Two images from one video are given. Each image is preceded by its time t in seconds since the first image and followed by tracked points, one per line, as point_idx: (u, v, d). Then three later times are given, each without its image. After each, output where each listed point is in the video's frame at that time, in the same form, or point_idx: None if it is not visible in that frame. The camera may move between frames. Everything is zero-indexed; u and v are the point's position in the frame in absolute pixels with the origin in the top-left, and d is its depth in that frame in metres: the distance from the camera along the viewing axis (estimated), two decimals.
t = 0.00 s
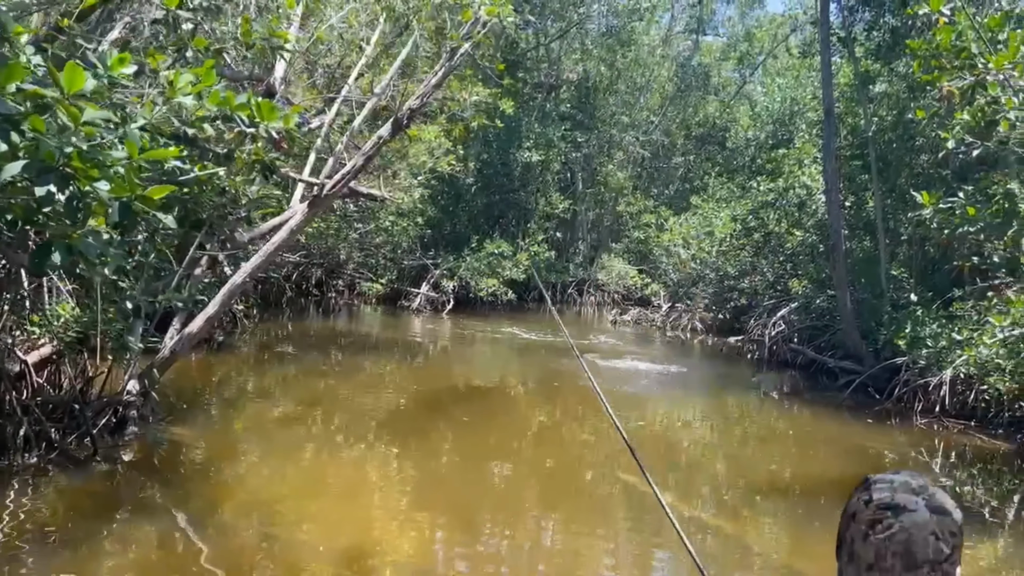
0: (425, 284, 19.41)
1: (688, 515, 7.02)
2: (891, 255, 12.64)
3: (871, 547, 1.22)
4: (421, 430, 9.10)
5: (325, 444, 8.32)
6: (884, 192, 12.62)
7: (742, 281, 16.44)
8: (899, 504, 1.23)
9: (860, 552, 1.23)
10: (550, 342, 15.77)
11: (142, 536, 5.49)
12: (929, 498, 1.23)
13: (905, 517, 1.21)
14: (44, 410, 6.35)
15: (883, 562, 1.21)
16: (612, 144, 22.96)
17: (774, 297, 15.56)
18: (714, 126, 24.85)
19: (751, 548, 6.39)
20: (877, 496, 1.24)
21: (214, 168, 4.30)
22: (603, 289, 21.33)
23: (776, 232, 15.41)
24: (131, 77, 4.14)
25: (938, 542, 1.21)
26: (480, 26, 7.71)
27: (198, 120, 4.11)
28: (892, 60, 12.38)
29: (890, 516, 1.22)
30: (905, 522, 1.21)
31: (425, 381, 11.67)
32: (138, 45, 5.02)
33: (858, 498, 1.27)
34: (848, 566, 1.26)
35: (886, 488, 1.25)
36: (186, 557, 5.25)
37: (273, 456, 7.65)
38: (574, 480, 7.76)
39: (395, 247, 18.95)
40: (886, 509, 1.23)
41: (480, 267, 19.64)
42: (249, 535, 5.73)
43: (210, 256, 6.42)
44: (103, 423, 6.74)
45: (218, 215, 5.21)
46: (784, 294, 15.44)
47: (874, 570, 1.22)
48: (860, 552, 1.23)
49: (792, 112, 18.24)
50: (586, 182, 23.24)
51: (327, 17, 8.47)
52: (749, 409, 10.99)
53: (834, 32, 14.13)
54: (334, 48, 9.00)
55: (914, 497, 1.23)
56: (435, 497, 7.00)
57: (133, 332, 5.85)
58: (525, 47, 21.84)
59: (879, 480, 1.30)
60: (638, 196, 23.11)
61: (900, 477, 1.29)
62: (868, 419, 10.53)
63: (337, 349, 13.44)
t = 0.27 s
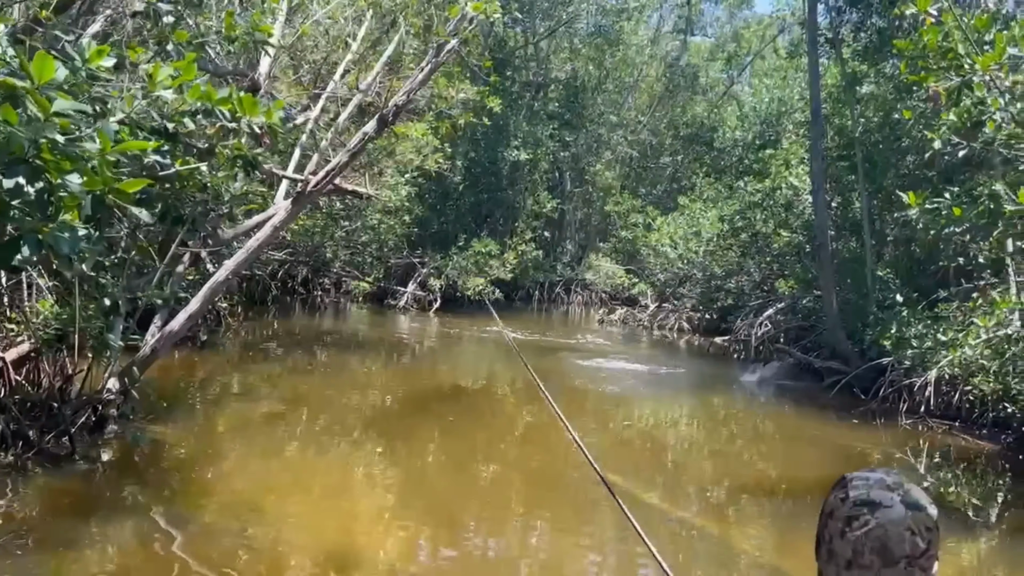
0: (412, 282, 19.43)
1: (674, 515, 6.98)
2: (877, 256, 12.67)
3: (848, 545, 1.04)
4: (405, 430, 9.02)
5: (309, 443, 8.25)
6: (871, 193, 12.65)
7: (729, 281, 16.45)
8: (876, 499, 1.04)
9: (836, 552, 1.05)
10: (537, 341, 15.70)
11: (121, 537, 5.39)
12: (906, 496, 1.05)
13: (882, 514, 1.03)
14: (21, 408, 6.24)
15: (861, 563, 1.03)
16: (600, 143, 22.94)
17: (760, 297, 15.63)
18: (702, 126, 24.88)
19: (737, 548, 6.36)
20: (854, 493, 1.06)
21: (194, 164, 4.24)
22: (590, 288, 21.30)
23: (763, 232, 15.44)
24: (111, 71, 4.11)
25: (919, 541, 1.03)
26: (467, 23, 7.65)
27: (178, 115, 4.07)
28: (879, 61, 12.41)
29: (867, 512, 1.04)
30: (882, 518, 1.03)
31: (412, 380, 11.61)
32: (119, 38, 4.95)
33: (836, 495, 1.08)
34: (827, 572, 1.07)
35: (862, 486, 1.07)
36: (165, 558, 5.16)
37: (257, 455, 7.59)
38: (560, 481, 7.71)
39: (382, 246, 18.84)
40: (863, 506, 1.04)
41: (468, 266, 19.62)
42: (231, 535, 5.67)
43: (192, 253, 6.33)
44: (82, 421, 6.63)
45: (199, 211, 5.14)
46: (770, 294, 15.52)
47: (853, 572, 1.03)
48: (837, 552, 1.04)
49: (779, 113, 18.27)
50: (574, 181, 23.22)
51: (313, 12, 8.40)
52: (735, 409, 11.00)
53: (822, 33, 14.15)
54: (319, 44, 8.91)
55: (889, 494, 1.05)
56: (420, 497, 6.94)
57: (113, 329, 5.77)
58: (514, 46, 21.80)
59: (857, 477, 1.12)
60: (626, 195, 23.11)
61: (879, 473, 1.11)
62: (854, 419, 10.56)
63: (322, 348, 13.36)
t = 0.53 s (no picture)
0: (400, 280, 19.40)
1: (661, 513, 6.97)
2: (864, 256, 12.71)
3: (827, 539, 0.97)
4: (392, 427, 8.97)
5: (295, 440, 8.19)
6: (859, 193, 12.67)
7: (717, 279, 16.46)
8: (856, 494, 0.97)
9: (815, 547, 0.98)
10: (526, 339, 15.66)
11: (103, 534, 5.33)
12: (886, 490, 0.97)
13: (860, 506, 0.95)
14: None
15: (838, 556, 0.95)
16: (589, 141, 22.92)
17: (748, 296, 15.67)
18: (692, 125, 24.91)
19: (723, 546, 6.35)
20: (832, 487, 0.99)
21: (177, 156, 4.21)
22: (579, 286, 21.26)
23: (751, 232, 15.46)
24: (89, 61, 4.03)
25: (897, 536, 0.95)
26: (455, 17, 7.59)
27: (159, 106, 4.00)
28: (868, 61, 12.44)
29: (846, 505, 0.96)
30: (861, 512, 0.95)
31: (399, 377, 11.56)
32: (100, 28, 4.87)
33: (815, 489, 1.01)
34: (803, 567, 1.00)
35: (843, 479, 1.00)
36: (147, 556, 5.10)
37: (241, 452, 7.52)
38: (548, 478, 7.68)
39: (370, 242, 18.75)
40: (841, 499, 0.97)
41: (456, 263, 19.57)
42: (214, 532, 5.61)
43: (175, 247, 6.26)
44: (62, 418, 6.52)
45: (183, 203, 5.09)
46: (758, 293, 15.56)
47: (830, 566, 0.96)
48: (815, 547, 0.97)
49: (768, 112, 18.29)
50: (563, 179, 23.19)
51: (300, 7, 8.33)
52: (723, 408, 10.98)
53: (811, 33, 14.17)
54: (306, 38, 8.84)
55: (870, 488, 0.98)
56: (408, 495, 6.89)
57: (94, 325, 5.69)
58: (504, 43, 21.74)
59: (837, 474, 1.05)
60: (615, 194, 23.11)
61: (861, 471, 1.04)
62: (840, 418, 10.57)
63: (309, 344, 13.28)
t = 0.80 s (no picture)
0: (390, 276, 19.36)
1: (650, 511, 6.94)
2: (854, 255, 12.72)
3: (823, 540, 0.99)
4: (381, 424, 8.91)
5: (282, 437, 8.12)
6: (850, 192, 12.67)
7: (707, 278, 16.47)
8: (852, 495, 0.99)
9: (810, 547, 1.00)
10: (516, 337, 15.61)
11: (85, 531, 5.26)
12: (883, 490, 1.00)
13: (857, 508, 0.97)
14: None
15: (836, 557, 0.98)
16: (581, 139, 22.89)
17: (738, 295, 15.68)
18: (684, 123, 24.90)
19: (712, 545, 6.33)
20: (829, 488, 1.02)
21: (162, 150, 4.16)
22: (570, 284, 21.18)
23: (742, 231, 15.46)
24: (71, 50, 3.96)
25: (895, 537, 0.97)
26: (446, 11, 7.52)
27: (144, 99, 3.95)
28: (860, 61, 12.44)
29: (843, 507, 0.99)
30: (857, 513, 0.97)
31: (388, 374, 11.50)
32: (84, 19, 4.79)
33: (811, 491, 1.04)
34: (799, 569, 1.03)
35: (840, 481, 1.02)
36: (131, 554, 5.03)
37: (228, 449, 7.45)
38: (537, 476, 7.64)
39: (360, 238, 18.68)
40: (838, 501, 0.99)
41: (447, 260, 19.45)
42: (199, 529, 5.56)
43: (160, 242, 6.19)
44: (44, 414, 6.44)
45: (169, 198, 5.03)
46: (748, 291, 15.58)
47: (827, 568, 0.98)
48: (809, 548, 1.00)
49: (760, 111, 18.29)
50: (554, 176, 23.12)
51: None
52: (712, 406, 10.96)
53: (803, 32, 14.16)
54: (296, 31, 8.77)
55: (866, 488, 1.00)
56: (396, 492, 6.84)
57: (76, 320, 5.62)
58: (496, 39, 21.66)
59: (836, 474, 1.07)
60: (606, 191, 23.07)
61: (860, 471, 1.06)
62: (830, 417, 10.56)
63: (298, 341, 13.19)
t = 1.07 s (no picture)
0: (382, 271, 19.27)
1: (642, 508, 6.92)
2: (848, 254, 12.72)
3: (830, 541, 1.01)
4: (373, 420, 8.86)
5: (274, 432, 8.07)
6: (844, 190, 12.66)
7: (701, 275, 16.46)
8: (858, 493, 1.01)
9: (817, 548, 1.02)
10: (509, 333, 15.56)
11: (73, 527, 5.22)
12: (887, 490, 1.02)
13: (865, 508, 1.00)
14: None
15: (843, 558, 1.00)
16: (576, 135, 22.82)
17: (732, 292, 15.66)
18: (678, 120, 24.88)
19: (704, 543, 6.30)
20: (834, 487, 1.03)
21: (149, 141, 4.12)
22: (564, 280, 21.13)
23: (736, 228, 15.44)
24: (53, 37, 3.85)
25: (902, 536, 1.00)
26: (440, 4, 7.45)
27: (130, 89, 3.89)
28: (855, 59, 12.40)
29: (850, 506, 1.01)
30: (865, 514, 1.00)
31: (381, 369, 11.45)
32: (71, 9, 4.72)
33: (814, 490, 1.05)
34: (803, 568, 1.05)
35: (844, 480, 1.04)
36: (119, 551, 4.98)
37: (218, 444, 7.40)
38: (529, 473, 7.61)
39: (352, 233, 18.63)
40: (845, 500, 1.01)
41: (440, 256, 19.46)
42: (190, 525, 5.52)
43: (149, 235, 6.13)
44: (28, 409, 6.36)
45: (157, 191, 4.97)
46: (741, 289, 15.56)
47: (834, 568, 1.01)
48: (816, 548, 1.02)
49: (754, 108, 18.25)
50: (548, 173, 23.05)
51: None
52: (705, 404, 10.92)
53: (799, 29, 14.12)
54: (289, 24, 8.69)
55: (872, 487, 1.02)
56: (388, 488, 6.80)
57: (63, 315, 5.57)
58: (491, 34, 21.56)
59: (835, 471, 1.09)
60: (601, 188, 23.03)
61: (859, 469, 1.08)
62: (823, 416, 10.55)
63: (290, 336, 13.12)
